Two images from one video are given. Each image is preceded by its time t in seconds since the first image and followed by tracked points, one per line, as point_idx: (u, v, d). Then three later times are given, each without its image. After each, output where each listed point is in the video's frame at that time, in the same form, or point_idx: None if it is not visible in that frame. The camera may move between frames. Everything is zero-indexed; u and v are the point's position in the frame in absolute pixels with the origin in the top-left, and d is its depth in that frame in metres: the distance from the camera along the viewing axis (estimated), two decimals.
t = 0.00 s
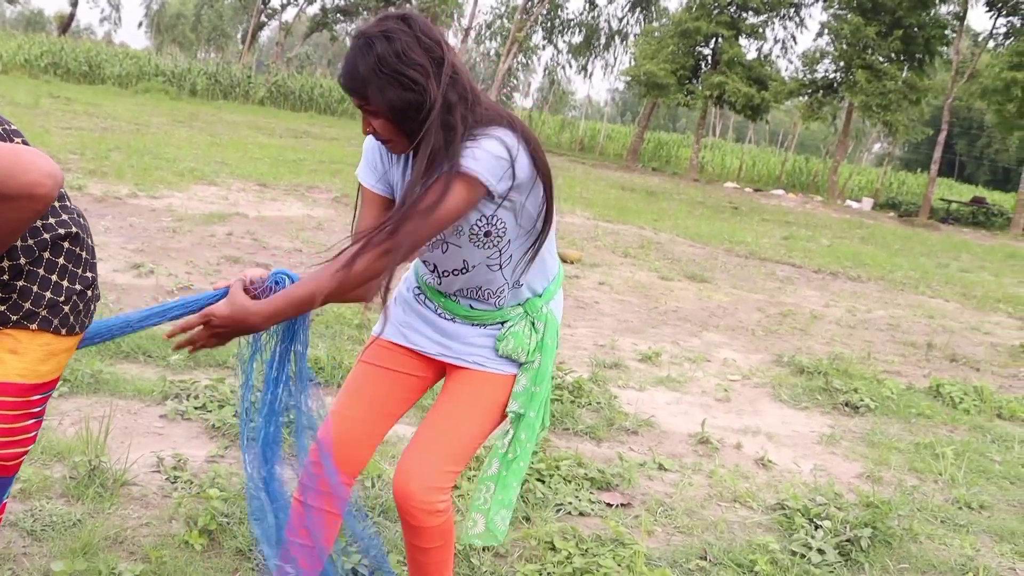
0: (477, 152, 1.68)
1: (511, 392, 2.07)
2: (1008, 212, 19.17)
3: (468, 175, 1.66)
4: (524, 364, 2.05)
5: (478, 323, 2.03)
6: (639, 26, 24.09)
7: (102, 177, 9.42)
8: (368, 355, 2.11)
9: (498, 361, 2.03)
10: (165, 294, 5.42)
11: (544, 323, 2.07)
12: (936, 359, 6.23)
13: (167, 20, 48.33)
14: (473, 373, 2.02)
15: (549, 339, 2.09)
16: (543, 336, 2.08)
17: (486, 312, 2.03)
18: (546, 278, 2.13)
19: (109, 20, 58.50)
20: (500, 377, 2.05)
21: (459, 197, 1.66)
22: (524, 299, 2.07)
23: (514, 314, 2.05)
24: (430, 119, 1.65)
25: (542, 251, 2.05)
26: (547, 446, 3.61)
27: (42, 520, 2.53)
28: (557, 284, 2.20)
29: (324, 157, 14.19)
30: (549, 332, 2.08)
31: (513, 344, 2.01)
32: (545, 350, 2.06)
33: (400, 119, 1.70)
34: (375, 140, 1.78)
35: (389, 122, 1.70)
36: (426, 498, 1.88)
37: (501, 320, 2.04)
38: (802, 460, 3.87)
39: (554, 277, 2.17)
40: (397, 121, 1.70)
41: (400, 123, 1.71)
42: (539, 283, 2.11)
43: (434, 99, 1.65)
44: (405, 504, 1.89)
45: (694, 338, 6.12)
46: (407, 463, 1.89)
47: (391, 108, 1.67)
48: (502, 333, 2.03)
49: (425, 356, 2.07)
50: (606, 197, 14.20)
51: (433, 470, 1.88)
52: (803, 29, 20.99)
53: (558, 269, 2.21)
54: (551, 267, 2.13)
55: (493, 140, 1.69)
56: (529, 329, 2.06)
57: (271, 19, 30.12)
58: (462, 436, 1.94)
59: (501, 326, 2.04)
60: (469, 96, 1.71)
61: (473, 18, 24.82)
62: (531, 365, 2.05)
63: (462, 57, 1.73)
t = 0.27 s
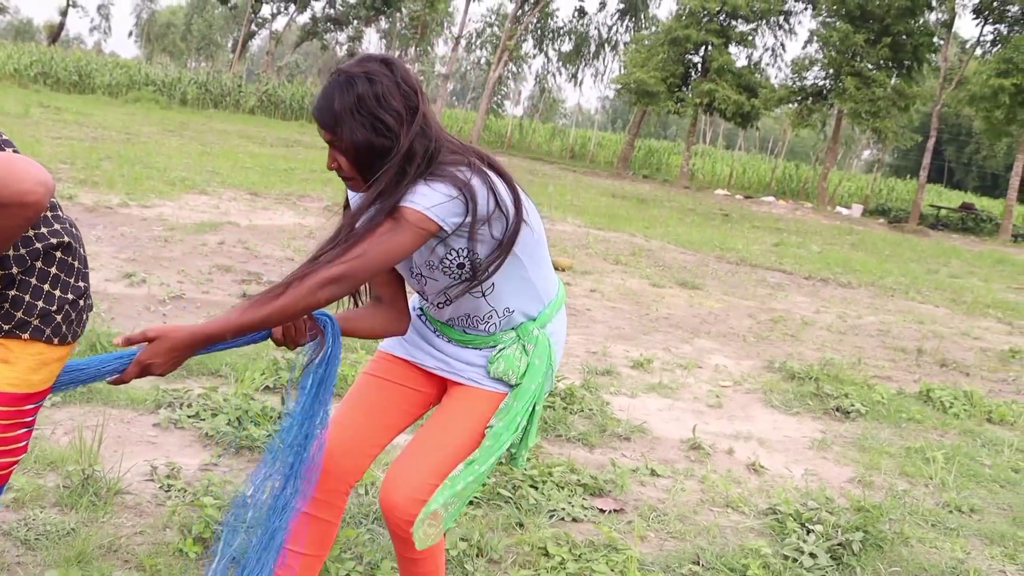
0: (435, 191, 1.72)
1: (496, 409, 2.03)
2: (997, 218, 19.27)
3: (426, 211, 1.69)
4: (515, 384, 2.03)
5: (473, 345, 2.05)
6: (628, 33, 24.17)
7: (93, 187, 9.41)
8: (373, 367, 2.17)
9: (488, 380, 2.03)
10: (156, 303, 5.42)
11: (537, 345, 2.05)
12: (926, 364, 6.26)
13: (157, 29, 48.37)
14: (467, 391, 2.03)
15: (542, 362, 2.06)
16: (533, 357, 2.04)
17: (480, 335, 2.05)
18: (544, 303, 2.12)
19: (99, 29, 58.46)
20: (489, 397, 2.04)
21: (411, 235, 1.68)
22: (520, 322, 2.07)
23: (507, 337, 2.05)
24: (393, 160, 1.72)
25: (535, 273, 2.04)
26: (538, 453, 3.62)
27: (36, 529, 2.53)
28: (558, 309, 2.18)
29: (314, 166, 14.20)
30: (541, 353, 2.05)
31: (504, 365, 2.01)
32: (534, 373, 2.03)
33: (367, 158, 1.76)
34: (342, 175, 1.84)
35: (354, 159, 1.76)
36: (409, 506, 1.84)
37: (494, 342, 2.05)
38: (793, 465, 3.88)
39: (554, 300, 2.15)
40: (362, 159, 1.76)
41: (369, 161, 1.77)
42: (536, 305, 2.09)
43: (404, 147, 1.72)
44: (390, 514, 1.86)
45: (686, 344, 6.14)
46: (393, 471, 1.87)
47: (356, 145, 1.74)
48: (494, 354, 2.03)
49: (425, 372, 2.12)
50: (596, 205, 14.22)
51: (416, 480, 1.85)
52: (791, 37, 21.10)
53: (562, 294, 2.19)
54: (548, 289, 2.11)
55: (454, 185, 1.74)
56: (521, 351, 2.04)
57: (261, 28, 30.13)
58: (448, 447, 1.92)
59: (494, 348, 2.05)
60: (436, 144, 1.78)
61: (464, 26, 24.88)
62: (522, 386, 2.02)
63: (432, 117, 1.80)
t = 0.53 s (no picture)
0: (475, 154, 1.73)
1: (497, 394, 2.03)
2: (984, 216, 19.34)
3: (470, 173, 1.72)
4: (513, 370, 2.03)
5: (470, 331, 2.05)
6: (617, 34, 24.22)
7: (82, 188, 9.40)
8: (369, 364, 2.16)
9: (486, 367, 2.03)
10: (146, 305, 5.42)
11: (534, 328, 2.06)
12: (914, 362, 6.29)
13: (145, 30, 48.29)
14: (464, 379, 2.03)
15: (539, 346, 2.06)
16: (532, 341, 2.05)
17: (478, 318, 2.05)
18: (539, 288, 2.13)
19: (87, 30, 58.33)
20: (488, 385, 2.04)
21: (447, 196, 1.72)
22: (516, 307, 2.06)
23: (505, 320, 2.05)
24: (443, 118, 1.75)
25: (531, 257, 2.05)
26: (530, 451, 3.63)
27: (27, 530, 2.53)
28: (552, 296, 2.19)
29: (304, 167, 14.20)
30: (539, 337, 2.06)
31: (502, 349, 2.01)
32: (534, 356, 2.04)
33: (417, 110, 1.79)
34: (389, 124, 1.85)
35: (404, 107, 1.79)
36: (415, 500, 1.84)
37: (492, 327, 2.05)
38: (783, 462, 3.90)
39: (548, 286, 2.16)
40: (411, 110, 1.79)
41: (420, 112, 1.79)
42: (532, 289, 2.10)
43: (456, 104, 1.76)
44: (398, 507, 1.87)
45: (675, 343, 6.16)
46: (397, 466, 1.87)
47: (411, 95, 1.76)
48: (493, 339, 2.03)
49: (421, 364, 2.12)
50: (586, 204, 14.24)
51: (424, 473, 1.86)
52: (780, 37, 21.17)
53: (553, 280, 2.20)
54: (543, 274, 2.13)
55: (498, 146, 1.77)
56: (519, 336, 2.04)
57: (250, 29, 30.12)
58: (451, 440, 1.92)
59: (492, 333, 2.04)
60: (480, 107, 1.79)
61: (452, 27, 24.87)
62: (520, 371, 2.02)
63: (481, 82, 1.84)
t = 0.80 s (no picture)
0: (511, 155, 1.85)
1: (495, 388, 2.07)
2: (971, 214, 19.40)
3: (502, 172, 1.83)
4: (512, 364, 2.07)
5: (465, 326, 2.06)
6: (605, 33, 24.22)
7: (69, 189, 9.37)
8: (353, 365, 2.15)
9: (485, 362, 2.06)
10: (135, 306, 5.40)
11: (528, 321, 2.11)
12: (902, 360, 6.31)
13: (132, 31, 48.12)
14: (461, 377, 2.05)
15: (534, 339, 2.12)
16: (528, 336, 2.10)
17: (473, 312, 2.07)
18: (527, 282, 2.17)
19: (73, 31, 58.08)
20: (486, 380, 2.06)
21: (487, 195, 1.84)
22: (510, 301, 2.10)
23: (501, 314, 2.08)
24: (486, 112, 1.83)
25: (524, 252, 2.09)
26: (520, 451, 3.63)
27: (16, 533, 2.52)
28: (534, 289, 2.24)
29: (292, 168, 14.17)
30: (532, 331, 2.11)
31: (501, 343, 2.04)
32: (530, 350, 2.09)
33: (458, 96, 1.83)
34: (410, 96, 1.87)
35: (447, 93, 1.82)
36: (423, 501, 1.86)
37: (488, 321, 2.07)
38: (772, 460, 3.91)
39: (534, 279, 2.20)
40: (454, 96, 1.82)
41: (453, 97, 1.83)
42: (523, 284, 2.14)
43: (495, 102, 1.83)
44: (399, 510, 1.88)
45: (665, 342, 6.17)
46: (400, 468, 1.88)
47: (453, 83, 1.81)
48: (490, 333, 2.05)
49: (411, 363, 2.10)
50: (575, 204, 14.24)
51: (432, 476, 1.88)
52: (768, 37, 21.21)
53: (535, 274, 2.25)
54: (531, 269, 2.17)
55: (527, 146, 1.88)
56: (516, 329, 2.08)
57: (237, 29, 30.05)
58: (454, 440, 1.94)
59: (488, 328, 2.06)
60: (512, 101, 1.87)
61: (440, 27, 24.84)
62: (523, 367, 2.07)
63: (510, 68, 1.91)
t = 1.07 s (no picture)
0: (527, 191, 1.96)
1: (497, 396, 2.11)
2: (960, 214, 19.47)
3: (520, 206, 1.95)
4: (512, 371, 2.11)
5: (465, 337, 2.07)
6: (595, 35, 24.26)
7: (59, 193, 9.35)
8: (350, 367, 2.13)
9: (486, 370, 2.09)
10: (126, 310, 5.39)
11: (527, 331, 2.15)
12: (893, 360, 6.33)
13: (121, 34, 48.09)
14: (464, 382, 2.07)
15: (531, 347, 2.16)
16: (527, 344, 2.15)
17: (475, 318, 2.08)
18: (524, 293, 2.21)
19: (62, 34, 58.00)
20: (486, 386, 2.09)
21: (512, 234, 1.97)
22: (510, 311, 2.13)
23: (503, 322, 2.10)
24: (498, 150, 1.88)
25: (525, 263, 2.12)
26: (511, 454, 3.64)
27: (8, 538, 2.52)
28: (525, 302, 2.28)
29: (283, 171, 14.16)
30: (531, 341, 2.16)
31: (505, 350, 2.07)
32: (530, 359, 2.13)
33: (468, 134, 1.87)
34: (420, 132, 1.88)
35: (456, 132, 1.84)
36: (430, 500, 1.84)
37: (491, 328, 2.09)
38: (763, 460, 3.92)
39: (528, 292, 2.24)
40: (466, 135, 1.85)
41: (468, 134, 1.86)
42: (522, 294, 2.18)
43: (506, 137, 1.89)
44: (402, 509, 1.85)
45: (656, 343, 6.18)
46: (404, 468, 1.86)
47: (466, 125, 1.84)
48: (493, 340, 2.08)
49: (413, 368, 2.10)
50: (565, 206, 14.25)
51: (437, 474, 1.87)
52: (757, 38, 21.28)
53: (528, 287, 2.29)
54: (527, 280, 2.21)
55: (544, 178, 2.00)
56: (517, 337, 2.12)
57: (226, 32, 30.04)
58: (457, 444, 1.94)
59: (490, 337, 2.08)
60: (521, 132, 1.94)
61: (430, 30, 24.88)
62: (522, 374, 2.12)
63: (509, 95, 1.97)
